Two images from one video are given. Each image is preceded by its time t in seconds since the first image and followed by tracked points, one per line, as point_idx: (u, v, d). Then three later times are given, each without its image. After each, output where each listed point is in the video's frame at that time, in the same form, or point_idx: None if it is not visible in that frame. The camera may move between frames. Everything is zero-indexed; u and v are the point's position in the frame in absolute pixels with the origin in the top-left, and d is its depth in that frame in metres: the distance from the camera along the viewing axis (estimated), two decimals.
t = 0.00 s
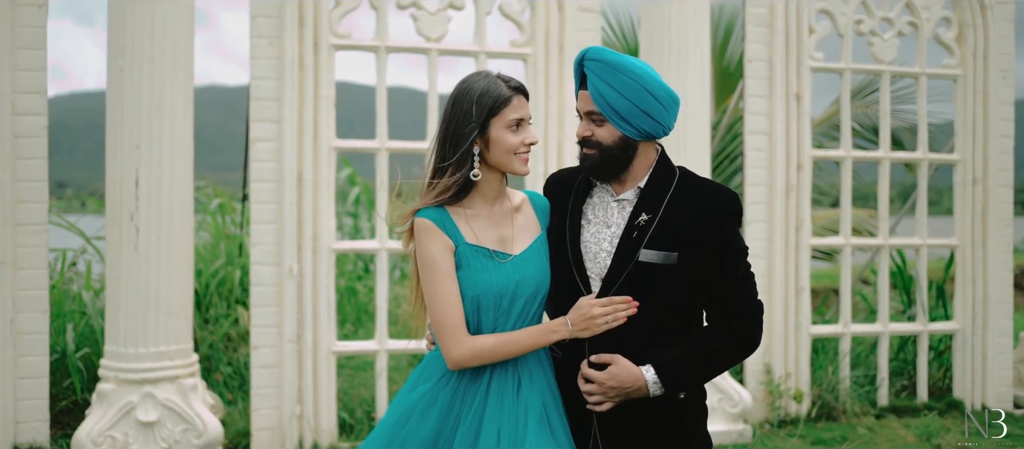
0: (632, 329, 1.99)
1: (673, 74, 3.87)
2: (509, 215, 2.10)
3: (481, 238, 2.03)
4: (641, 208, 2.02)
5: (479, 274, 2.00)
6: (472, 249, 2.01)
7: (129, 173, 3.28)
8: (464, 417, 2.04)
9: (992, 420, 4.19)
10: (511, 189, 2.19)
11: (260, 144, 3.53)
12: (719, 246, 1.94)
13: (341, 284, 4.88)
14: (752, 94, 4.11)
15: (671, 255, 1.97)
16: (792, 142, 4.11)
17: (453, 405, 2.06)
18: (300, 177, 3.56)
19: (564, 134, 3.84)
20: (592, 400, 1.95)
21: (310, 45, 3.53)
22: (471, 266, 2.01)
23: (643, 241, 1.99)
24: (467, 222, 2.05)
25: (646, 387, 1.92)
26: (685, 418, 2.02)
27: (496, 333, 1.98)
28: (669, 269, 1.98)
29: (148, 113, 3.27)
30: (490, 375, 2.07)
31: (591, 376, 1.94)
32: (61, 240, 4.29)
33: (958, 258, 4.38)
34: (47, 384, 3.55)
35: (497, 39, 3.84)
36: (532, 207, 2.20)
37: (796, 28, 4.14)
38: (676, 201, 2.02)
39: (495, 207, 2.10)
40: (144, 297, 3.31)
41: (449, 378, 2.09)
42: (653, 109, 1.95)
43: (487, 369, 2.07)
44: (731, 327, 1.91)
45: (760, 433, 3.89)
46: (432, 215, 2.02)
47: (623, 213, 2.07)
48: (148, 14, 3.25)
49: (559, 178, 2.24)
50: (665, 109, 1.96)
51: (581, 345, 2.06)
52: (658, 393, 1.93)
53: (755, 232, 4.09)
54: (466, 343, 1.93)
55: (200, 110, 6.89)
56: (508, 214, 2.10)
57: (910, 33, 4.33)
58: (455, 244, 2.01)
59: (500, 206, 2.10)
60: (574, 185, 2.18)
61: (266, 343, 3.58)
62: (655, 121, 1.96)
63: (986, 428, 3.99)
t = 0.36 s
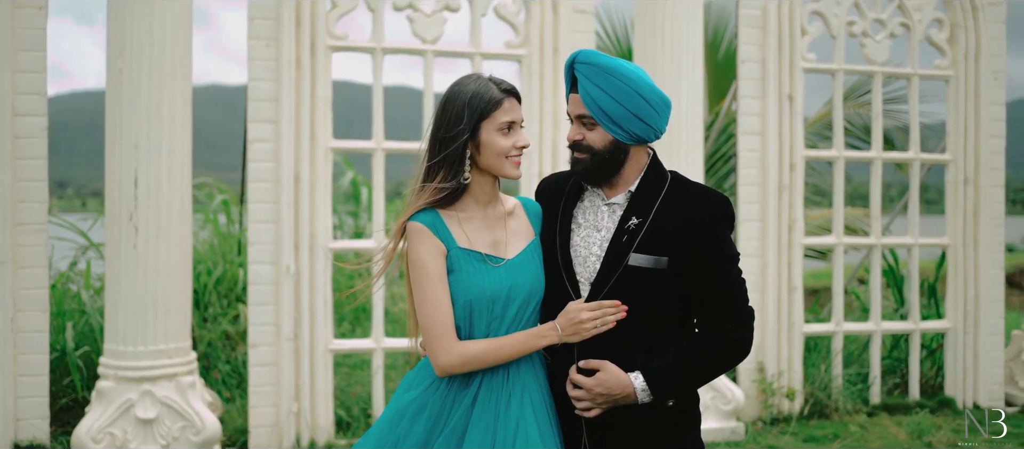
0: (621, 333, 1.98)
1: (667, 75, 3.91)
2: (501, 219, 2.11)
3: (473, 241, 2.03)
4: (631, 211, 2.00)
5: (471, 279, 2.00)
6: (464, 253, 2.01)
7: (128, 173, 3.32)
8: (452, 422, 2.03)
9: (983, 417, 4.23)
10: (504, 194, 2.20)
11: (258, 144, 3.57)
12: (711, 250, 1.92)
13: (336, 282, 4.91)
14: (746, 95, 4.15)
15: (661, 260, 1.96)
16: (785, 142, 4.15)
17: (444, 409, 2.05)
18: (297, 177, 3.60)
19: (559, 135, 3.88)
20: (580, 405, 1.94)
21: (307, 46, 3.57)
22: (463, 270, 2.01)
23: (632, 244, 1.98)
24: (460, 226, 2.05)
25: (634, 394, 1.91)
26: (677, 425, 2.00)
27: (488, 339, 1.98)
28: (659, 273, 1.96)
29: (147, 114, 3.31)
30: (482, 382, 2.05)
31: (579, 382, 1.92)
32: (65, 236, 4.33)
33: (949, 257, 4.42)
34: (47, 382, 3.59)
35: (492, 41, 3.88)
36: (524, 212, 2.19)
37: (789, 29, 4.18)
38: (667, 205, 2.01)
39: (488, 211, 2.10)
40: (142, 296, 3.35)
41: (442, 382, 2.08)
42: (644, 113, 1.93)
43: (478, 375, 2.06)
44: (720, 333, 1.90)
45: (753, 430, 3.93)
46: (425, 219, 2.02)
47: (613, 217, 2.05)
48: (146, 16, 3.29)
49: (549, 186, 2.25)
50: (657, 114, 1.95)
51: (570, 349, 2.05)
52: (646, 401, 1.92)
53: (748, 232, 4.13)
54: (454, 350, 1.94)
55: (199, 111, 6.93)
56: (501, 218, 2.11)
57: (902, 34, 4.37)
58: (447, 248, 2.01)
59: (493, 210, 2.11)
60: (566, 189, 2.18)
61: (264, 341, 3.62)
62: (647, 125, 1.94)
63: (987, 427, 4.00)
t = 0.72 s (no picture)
0: (613, 330, 2.01)
1: (662, 76, 3.95)
2: (495, 215, 2.15)
3: (466, 237, 2.07)
4: (625, 209, 2.04)
5: (465, 275, 2.03)
6: (458, 250, 2.04)
7: (127, 174, 3.36)
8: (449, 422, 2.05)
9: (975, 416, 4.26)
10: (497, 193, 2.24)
11: (257, 145, 3.61)
12: (706, 250, 1.95)
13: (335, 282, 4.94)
14: (740, 96, 4.18)
15: (653, 258, 1.99)
16: (779, 144, 4.19)
17: (439, 409, 2.08)
18: (294, 177, 3.63)
19: (554, 135, 3.92)
20: (569, 404, 1.98)
21: (305, 48, 3.61)
22: (456, 266, 2.04)
23: (625, 242, 2.01)
24: (453, 222, 2.09)
25: (623, 392, 1.95)
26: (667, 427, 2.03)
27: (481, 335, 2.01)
28: (652, 271, 1.99)
29: (147, 115, 3.35)
30: (477, 380, 2.07)
31: (568, 379, 1.96)
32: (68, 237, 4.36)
33: (943, 257, 4.45)
34: (47, 381, 3.62)
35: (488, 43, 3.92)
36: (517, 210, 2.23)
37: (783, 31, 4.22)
38: (661, 204, 2.04)
39: (481, 207, 2.14)
40: (142, 295, 3.39)
41: (434, 382, 2.10)
42: (638, 110, 1.97)
43: (473, 373, 2.08)
44: (709, 332, 1.94)
45: (747, 429, 3.97)
46: (419, 214, 2.06)
47: (606, 215, 2.08)
48: (146, 19, 3.33)
49: (543, 184, 2.28)
50: (652, 111, 1.99)
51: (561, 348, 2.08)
52: (635, 399, 1.95)
53: (742, 232, 4.17)
54: (444, 345, 1.96)
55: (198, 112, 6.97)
56: (494, 214, 2.15)
57: (896, 36, 4.40)
58: (440, 244, 2.04)
59: (486, 206, 2.15)
60: (560, 187, 2.21)
61: (262, 340, 3.66)
62: (641, 123, 1.98)
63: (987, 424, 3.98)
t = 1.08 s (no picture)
0: (605, 328, 2.03)
1: (657, 78, 3.99)
2: (487, 213, 2.17)
3: (459, 237, 2.09)
4: (619, 207, 2.06)
5: (457, 274, 2.06)
6: (450, 249, 2.06)
7: (128, 175, 3.40)
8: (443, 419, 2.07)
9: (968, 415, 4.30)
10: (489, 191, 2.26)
11: (256, 146, 3.65)
12: (700, 249, 1.97)
13: (334, 282, 4.99)
14: (735, 97, 4.22)
15: (647, 257, 2.01)
16: (774, 145, 4.23)
17: (433, 406, 2.10)
18: (293, 178, 3.67)
19: (551, 137, 3.97)
20: (559, 402, 2.00)
21: (304, 51, 3.65)
22: (448, 265, 2.06)
23: (618, 240, 2.03)
24: (445, 221, 2.11)
25: (614, 391, 1.98)
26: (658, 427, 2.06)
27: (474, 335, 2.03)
28: (645, 269, 2.01)
29: (147, 117, 3.39)
30: (470, 378, 2.09)
31: (559, 377, 1.99)
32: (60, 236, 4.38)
33: (937, 257, 4.49)
34: (49, 379, 3.66)
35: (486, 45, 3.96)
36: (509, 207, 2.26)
37: (778, 33, 4.25)
38: (655, 202, 2.06)
39: (473, 206, 2.17)
40: (142, 294, 3.43)
41: (429, 379, 2.12)
42: (635, 107, 1.97)
43: (467, 370, 2.10)
44: (701, 331, 1.96)
45: (741, 427, 4.01)
46: (410, 214, 2.09)
47: (600, 212, 2.11)
48: (146, 22, 3.37)
49: (538, 179, 2.31)
50: (649, 108, 1.99)
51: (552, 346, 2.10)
52: (625, 399, 1.98)
53: (737, 232, 4.21)
54: (436, 346, 1.98)
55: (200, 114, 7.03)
56: (486, 213, 2.17)
57: (890, 37, 4.44)
58: (432, 243, 2.06)
59: (478, 205, 2.17)
60: (554, 183, 2.24)
61: (261, 339, 3.70)
62: (638, 119, 1.98)
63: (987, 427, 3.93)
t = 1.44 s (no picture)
0: (596, 326, 2.03)
1: (654, 78, 4.03)
2: (480, 209, 2.19)
3: (450, 233, 2.12)
4: (612, 205, 2.05)
5: (448, 270, 2.08)
6: (441, 245, 2.09)
7: (131, 174, 3.45)
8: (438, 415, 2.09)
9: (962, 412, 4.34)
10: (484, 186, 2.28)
11: (256, 146, 3.70)
12: (692, 250, 1.94)
13: (335, 280, 5.04)
14: (731, 97, 4.26)
15: (638, 256, 2.00)
16: (770, 145, 4.27)
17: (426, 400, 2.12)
18: (294, 177, 3.72)
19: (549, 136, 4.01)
20: (550, 400, 2.00)
21: (304, 51, 3.70)
22: (439, 261, 2.09)
23: (610, 239, 2.02)
24: (437, 218, 2.13)
25: (605, 390, 1.96)
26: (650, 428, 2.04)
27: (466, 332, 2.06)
28: (636, 269, 2.00)
29: (149, 117, 3.44)
30: (463, 372, 2.11)
31: (550, 375, 1.99)
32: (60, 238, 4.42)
33: (932, 256, 4.53)
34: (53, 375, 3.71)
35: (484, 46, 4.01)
36: (503, 202, 2.27)
37: (774, 34, 4.29)
38: (649, 200, 2.04)
39: (466, 201, 2.19)
40: (144, 292, 3.48)
41: (422, 376, 2.15)
42: (629, 103, 1.95)
43: (460, 366, 2.12)
44: (690, 333, 1.91)
45: (737, 423, 4.05)
46: (402, 212, 2.11)
47: (593, 210, 2.10)
48: (149, 23, 3.42)
49: (534, 174, 2.31)
50: (643, 105, 1.97)
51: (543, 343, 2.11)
52: (617, 398, 1.97)
53: (733, 231, 4.25)
54: (423, 343, 2.01)
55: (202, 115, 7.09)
56: (479, 208, 2.19)
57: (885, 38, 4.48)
58: (422, 240, 2.09)
59: (471, 201, 2.19)
60: (549, 179, 2.23)
61: (261, 336, 3.75)
62: (632, 115, 1.96)
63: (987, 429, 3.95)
